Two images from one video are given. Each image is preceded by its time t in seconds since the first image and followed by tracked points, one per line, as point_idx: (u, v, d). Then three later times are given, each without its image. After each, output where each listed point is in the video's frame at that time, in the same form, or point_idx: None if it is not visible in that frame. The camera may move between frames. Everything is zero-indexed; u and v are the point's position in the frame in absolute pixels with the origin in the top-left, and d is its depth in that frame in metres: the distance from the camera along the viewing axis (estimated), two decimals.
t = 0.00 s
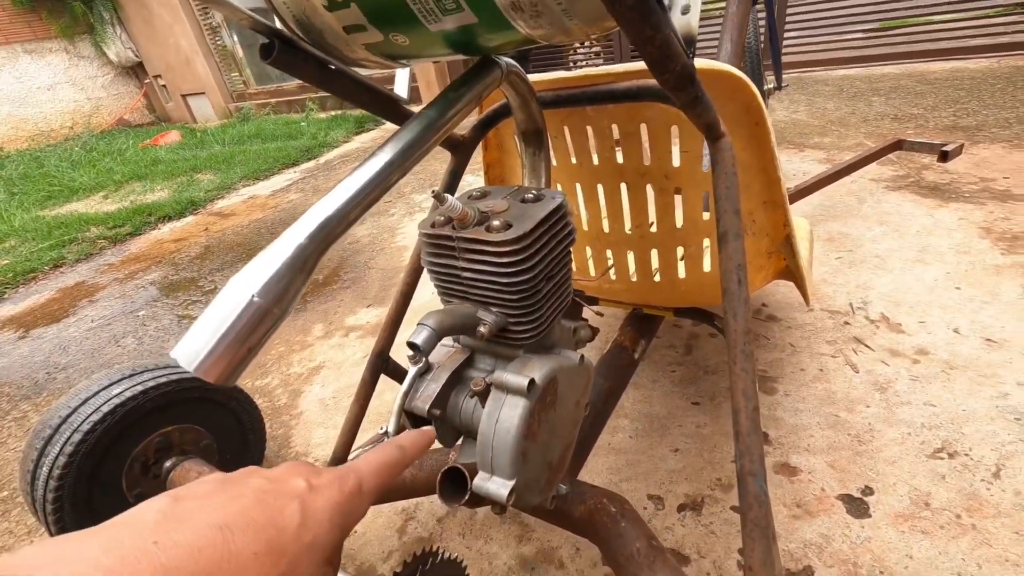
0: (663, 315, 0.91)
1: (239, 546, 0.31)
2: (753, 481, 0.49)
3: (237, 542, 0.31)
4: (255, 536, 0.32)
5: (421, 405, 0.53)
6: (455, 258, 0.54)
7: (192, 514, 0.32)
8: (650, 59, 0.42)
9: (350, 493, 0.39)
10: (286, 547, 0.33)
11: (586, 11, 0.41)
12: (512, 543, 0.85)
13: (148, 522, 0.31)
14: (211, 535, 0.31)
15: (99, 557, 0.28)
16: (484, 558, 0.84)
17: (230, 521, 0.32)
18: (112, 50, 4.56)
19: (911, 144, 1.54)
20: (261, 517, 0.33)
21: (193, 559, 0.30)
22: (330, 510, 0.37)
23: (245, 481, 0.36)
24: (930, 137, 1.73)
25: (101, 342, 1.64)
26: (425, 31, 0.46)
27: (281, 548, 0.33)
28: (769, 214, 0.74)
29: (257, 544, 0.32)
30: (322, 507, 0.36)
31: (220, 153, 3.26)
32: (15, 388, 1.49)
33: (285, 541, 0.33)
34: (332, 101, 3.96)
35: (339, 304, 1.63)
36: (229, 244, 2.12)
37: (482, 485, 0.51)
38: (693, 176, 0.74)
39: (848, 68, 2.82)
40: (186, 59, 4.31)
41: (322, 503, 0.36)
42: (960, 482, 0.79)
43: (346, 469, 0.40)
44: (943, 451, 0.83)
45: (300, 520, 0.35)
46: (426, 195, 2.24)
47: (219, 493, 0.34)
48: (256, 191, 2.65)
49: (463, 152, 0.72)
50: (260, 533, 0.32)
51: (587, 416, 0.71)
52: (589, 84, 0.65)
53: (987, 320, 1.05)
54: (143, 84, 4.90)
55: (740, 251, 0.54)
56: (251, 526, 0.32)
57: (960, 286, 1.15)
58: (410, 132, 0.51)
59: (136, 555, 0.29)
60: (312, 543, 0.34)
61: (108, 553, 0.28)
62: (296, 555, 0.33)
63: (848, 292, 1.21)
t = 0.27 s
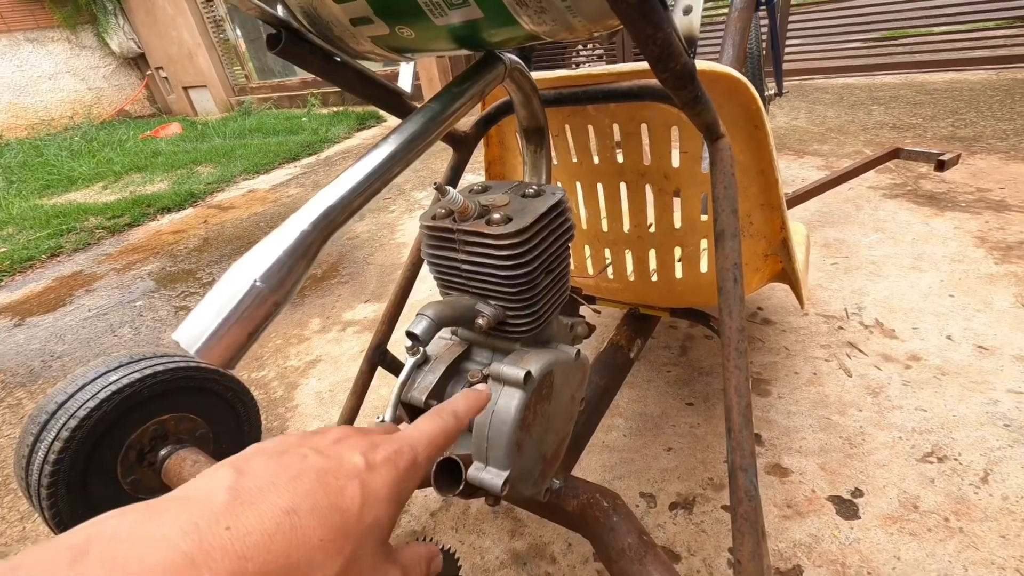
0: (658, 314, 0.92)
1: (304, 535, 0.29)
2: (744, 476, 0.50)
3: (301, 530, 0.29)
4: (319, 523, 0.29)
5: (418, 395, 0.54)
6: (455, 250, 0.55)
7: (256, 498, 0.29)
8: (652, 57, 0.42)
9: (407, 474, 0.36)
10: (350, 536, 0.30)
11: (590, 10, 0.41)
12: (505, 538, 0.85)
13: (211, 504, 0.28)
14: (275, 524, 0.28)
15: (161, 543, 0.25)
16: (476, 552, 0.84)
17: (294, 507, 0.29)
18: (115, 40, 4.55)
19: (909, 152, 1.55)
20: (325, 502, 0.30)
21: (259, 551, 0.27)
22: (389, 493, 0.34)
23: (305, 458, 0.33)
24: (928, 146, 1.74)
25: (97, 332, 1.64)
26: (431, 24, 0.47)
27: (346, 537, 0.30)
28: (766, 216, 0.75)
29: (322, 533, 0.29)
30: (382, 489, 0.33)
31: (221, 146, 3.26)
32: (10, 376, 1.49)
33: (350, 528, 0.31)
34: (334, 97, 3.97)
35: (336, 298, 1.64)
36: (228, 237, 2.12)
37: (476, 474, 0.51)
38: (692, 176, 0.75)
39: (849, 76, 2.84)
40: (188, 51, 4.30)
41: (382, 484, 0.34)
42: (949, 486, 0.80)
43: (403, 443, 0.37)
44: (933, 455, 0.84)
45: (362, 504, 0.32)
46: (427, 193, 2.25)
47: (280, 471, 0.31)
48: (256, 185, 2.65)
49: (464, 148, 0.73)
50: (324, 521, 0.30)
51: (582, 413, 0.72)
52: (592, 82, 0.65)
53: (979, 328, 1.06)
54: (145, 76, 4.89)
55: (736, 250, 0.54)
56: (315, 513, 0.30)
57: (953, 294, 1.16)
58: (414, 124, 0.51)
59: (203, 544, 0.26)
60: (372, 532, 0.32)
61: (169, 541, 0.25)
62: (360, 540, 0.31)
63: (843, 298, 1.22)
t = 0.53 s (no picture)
0: (658, 318, 0.92)
1: (329, 559, 0.29)
2: (744, 479, 0.50)
3: (324, 555, 0.29)
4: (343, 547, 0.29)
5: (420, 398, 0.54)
6: (458, 254, 0.55)
7: (283, 520, 0.30)
8: (653, 64, 0.43)
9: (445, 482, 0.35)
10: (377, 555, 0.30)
11: (592, 17, 0.42)
12: (505, 541, 0.86)
13: (239, 530, 0.29)
14: (301, 548, 0.29)
15: (189, 573, 0.27)
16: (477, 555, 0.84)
17: (320, 530, 0.30)
18: (114, 44, 4.55)
19: (906, 157, 1.56)
20: (352, 521, 0.30)
21: None
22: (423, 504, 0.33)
23: (336, 473, 0.33)
24: (925, 151, 1.75)
25: (96, 335, 1.64)
26: (435, 31, 0.47)
27: (373, 558, 0.30)
28: (765, 220, 0.75)
29: (348, 556, 0.29)
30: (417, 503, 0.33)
31: (220, 150, 3.27)
32: (9, 379, 1.49)
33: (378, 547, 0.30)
34: (333, 100, 3.97)
35: (336, 302, 1.64)
36: (228, 240, 2.12)
37: (479, 477, 0.51)
38: (692, 181, 0.76)
39: (846, 81, 2.86)
40: (188, 54, 4.31)
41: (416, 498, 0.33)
42: (947, 489, 0.80)
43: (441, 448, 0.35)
44: (931, 458, 0.85)
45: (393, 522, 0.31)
46: (426, 196, 2.25)
47: (309, 490, 0.31)
48: (255, 188, 2.65)
49: (466, 152, 0.73)
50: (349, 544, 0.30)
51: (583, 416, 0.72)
52: (593, 88, 0.66)
53: (976, 331, 1.07)
54: (144, 79, 4.89)
55: (736, 254, 0.55)
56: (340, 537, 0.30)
57: (951, 297, 1.17)
58: (417, 130, 0.52)
59: (229, 574, 0.27)
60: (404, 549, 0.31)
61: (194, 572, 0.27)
62: (392, 558, 0.31)
63: (841, 301, 1.23)
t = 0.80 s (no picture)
0: (658, 320, 0.93)
1: (330, 551, 0.29)
2: (745, 480, 0.50)
3: (326, 547, 0.29)
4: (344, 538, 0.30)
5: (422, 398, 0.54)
6: (462, 254, 0.55)
7: (286, 513, 0.30)
8: (660, 67, 0.43)
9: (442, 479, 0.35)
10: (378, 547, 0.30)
11: (599, 19, 0.42)
12: (504, 542, 0.85)
13: (242, 522, 0.29)
14: (303, 540, 0.29)
15: (194, 564, 0.27)
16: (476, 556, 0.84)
17: (322, 523, 0.30)
18: (114, 42, 4.55)
19: (905, 163, 1.57)
20: (353, 514, 0.31)
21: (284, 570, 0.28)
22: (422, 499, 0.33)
23: (336, 470, 0.33)
24: (923, 157, 1.76)
25: (94, 333, 1.63)
26: (441, 32, 0.47)
27: (374, 551, 0.30)
28: (766, 223, 0.76)
29: (349, 548, 0.29)
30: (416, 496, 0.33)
31: (219, 149, 3.26)
32: (5, 376, 1.48)
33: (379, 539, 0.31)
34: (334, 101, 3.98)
35: (335, 302, 1.64)
36: (226, 240, 2.12)
37: (480, 477, 0.51)
38: (694, 184, 0.76)
39: (844, 87, 2.87)
40: (188, 53, 4.31)
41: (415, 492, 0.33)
42: (945, 493, 0.80)
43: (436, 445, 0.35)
44: (929, 462, 0.85)
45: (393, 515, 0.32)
46: (426, 197, 2.26)
47: (310, 484, 0.32)
48: (254, 187, 2.65)
49: (469, 153, 0.74)
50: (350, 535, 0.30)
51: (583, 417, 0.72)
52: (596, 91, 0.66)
53: (974, 337, 1.08)
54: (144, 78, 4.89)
55: (739, 256, 0.55)
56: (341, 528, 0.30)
57: (948, 303, 1.18)
58: (422, 131, 0.52)
59: (232, 566, 0.27)
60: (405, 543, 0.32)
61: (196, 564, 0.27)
62: (391, 553, 0.31)
63: (840, 306, 1.23)
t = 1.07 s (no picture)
0: (659, 320, 0.93)
1: (324, 517, 0.28)
2: (750, 481, 0.50)
3: (327, 512, 0.28)
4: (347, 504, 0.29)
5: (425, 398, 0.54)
6: (465, 253, 0.55)
7: (277, 483, 0.29)
8: (666, 65, 0.43)
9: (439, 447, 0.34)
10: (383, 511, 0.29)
11: (606, 17, 0.42)
12: (506, 542, 0.85)
13: (231, 496, 0.28)
14: (296, 507, 0.28)
15: (183, 543, 0.26)
16: (477, 557, 0.84)
17: (313, 489, 0.29)
18: (112, 40, 4.53)
19: (905, 163, 1.57)
20: (346, 478, 0.29)
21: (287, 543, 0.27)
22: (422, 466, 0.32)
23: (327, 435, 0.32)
24: (923, 157, 1.77)
25: (92, 332, 1.63)
26: (446, 29, 0.47)
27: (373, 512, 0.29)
28: (769, 223, 0.75)
29: (344, 511, 0.28)
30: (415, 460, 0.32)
31: (218, 147, 3.25)
32: (3, 375, 1.48)
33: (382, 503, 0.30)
34: (333, 99, 3.97)
35: (335, 301, 1.63)
36: (225, 238, 2.11)
37: (484, 478, 0.51)
38: (696, 184, 0.76)
39: (844, 87, 2.87)
40: (186, 51, 4.30)
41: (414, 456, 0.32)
42: (947, 493, 0.80)
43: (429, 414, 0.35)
44: (930, 462, 0.85)
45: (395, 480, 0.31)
46: (425, 196, 2.25)
47: (300, 452, 0.30)
48: (253, 186, 2.65)
49: (471, 152, 0.73)
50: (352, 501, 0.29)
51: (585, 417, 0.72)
52: (599, 90, 0.66)
53: (974, 337, 1.08)
54: (142, 75, 4.88)
55: (743, 256, 0.55)
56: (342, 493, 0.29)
57: (949, 303, 1.18)
58: (426, 130, 0.52)
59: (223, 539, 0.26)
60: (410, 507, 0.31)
61: (193, 545, 0.26)
62: (393, 514, 0.30)
63: (840, 306, 1.23)
